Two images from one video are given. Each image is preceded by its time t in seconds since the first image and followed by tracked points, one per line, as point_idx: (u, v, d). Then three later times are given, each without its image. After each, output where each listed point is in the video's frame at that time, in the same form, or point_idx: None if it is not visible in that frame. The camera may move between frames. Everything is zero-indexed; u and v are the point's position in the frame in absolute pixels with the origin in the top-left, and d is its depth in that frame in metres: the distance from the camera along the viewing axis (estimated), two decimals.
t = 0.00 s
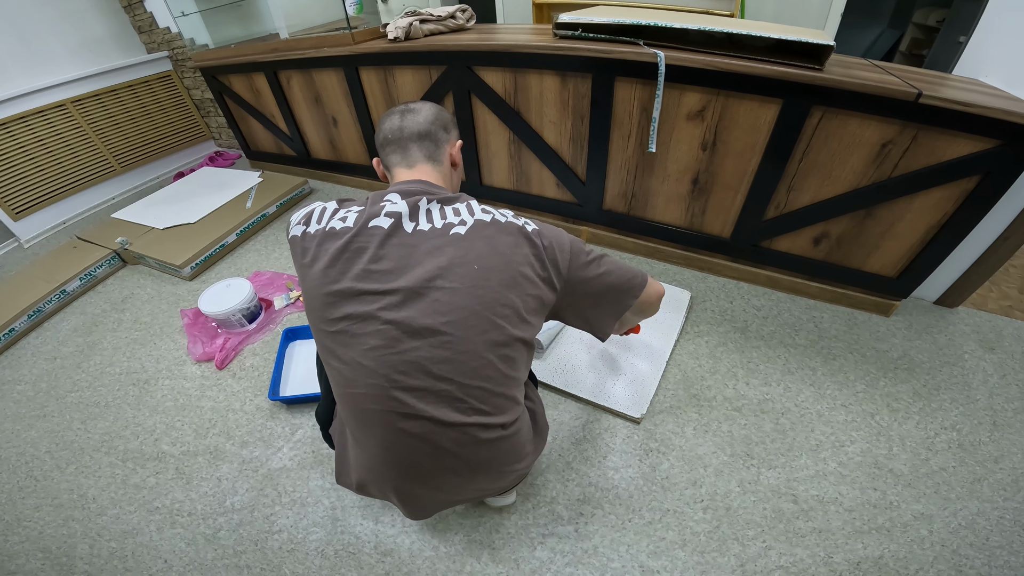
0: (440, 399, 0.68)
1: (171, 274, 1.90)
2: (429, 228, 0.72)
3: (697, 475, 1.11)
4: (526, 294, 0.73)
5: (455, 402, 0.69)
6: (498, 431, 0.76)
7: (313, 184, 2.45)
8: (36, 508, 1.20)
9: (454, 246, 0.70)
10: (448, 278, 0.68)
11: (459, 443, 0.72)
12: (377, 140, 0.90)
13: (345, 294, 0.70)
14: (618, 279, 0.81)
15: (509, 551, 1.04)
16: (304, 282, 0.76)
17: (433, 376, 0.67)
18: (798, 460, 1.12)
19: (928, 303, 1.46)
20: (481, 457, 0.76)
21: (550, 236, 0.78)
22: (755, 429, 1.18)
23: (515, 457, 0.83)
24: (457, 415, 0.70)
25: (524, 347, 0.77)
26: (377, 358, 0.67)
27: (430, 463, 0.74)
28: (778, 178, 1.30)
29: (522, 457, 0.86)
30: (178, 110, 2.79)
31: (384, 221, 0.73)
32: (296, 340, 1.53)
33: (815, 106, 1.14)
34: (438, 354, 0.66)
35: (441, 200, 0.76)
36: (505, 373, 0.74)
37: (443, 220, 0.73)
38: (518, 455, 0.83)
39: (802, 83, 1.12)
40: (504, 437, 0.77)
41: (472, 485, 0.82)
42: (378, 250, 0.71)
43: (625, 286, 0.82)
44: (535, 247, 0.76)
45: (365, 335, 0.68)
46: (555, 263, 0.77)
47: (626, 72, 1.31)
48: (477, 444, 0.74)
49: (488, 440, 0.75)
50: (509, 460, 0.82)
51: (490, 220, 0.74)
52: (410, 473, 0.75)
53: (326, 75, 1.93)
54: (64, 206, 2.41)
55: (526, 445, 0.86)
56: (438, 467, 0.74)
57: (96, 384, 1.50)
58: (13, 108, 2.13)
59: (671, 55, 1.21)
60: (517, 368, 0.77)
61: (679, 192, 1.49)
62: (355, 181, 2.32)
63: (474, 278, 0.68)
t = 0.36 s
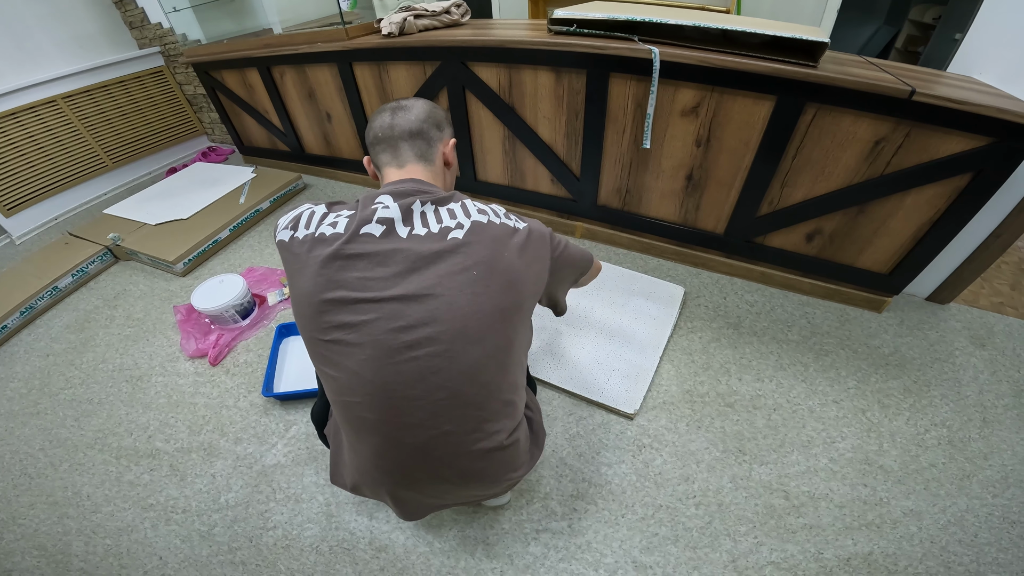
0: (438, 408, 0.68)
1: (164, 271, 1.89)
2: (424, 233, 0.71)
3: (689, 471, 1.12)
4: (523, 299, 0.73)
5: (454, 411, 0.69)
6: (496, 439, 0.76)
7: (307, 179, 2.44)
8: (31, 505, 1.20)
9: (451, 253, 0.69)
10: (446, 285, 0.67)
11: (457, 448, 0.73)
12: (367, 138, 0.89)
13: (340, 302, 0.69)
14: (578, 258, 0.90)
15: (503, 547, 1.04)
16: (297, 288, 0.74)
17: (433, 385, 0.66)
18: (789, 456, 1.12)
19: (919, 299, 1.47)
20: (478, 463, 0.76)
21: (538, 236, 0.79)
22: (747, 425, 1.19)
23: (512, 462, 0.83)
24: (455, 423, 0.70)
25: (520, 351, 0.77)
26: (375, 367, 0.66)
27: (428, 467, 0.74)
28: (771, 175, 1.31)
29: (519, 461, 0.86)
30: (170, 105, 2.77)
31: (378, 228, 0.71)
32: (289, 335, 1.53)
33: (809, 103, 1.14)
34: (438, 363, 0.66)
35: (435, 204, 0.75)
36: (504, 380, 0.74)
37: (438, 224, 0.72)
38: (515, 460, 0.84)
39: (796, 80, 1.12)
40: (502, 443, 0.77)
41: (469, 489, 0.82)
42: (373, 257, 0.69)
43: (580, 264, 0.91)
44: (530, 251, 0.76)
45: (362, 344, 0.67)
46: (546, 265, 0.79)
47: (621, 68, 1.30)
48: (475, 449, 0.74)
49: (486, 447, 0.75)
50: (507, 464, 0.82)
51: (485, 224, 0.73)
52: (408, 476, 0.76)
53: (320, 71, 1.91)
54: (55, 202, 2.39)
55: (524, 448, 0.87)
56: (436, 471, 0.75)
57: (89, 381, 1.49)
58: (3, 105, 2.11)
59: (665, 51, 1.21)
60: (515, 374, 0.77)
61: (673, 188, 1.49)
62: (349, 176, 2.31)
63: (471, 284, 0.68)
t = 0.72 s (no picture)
0: (417, 411, 0.68)
1: (155, 268, 1.88)
2: (401, 232, 0.70)
3: (683, 467, 1.11)
4: (505, 296, 0.71)
5: (434, 414, 0.69)
6: (479, 440, 0.75)
7: (301, 175, 2.43)
8: (22, 503, 1.19)
9: (429, 252, 0.68)
10: (423, 286, 0.66)
11: (439, 450, 0.73)
12: (351, 129, 0.88)
13: (316, 305, 0.69)
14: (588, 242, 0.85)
15: (496, 543, 1.04)
16: (276, 290, 0.74)
17: (410, 388, 0.66)
18: (783, 452, 1.12)
19: (913, 294, 1.47)
20: (462, 464, 0.76)
21: (524, 228, 0.77)
22: (741, 420, 1.18)
23: (499, 462, 0.83)
24: (435, 426, 0.70)
25: (506, 350, 0.75)
26: (351, 371, 0.66)
27: (410, 469, 0.75)
28: (764, 169, 1.30)
29: (508, 461, 0.85)
30: (161, 102, 2.76)
31: (352, 227, 0.70)
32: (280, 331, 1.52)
33: (802, 97, 1.14)
34: (415, 366, 0.65)
35: (413, 201, 0.74)
36: (487, 382, 0.73)
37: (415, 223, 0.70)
38: (502, 460, 0.83)
39: (789, 74, 1.11)
40: (486, 445, 0.77)
41: (455, 489, 0.82)
42: (347, 258, 0.68)
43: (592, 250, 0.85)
44: (513, 245, 0.74)
45: (338, 348, 0.67)
46: (532, 258, 0.76)
47: (613, 62, 1.30)
48: (458, 451, 0.74)
49: (469, 448, 0.75)
50: (492, 465, 0.82)
51: (464, 220, 0.71)
52: (391, 477, 0.76)
53: (312, 66, 1.90)
54: (46, 200, 2.38)
55: (513, 448, 0.86)
56: (419, 472, 0.75)
57: (80, 378, 1.48)
58: None
59: (658, 45, 1.20)
60: (500, 375, 0.76)
61: (667, 183, 1.49)
62: (343, 172, 2.30)
63: (447, 284, 0.66)
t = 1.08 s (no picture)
0: (393, 413, 0.67)
1: (153, 266, 1.87)
2: (386, 233, 0.69)
3: (683, 464, 1.11)
4: (487, 300, 0.70)
5: (410, 417, 0.68)
6: (459, 443, 0.74)
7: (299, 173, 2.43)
8: (20, 503, 1.18)
9: (412, 253, 0.67)
10: (402, 288, 0.65)
11: (418, 453, 0.72)
12: (350, 123, 0.88)
13: (297, 303, 0.68)
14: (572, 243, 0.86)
15: (496, 541, 1.03)
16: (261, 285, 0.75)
17: (386, 390, 0.66)
18: (783, 448, 1.12)
19: (912, 290, 1.47)
20: (442, 467, 0.76)
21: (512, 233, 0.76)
22: (740, 416, 1.18)
23: (483, 466, 0.82)
24: (412, 429, 0.69)
25: (490, 355, 0.74)
26: (329, 371, 0.66)
27: (389, 469, 0.74)
28: (763, 166, 1.30)
29: (493, 466, 0.84)
30: (158, 100, 2.75)
31: (337, 227, 0.70)
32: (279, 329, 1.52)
33: (801, 93, 1.14)
34: (391, 368, 0.65)
35: (401, 202, 0.73)
36: (468, 387, 0.72)
37: (399, 223, 0.70)
38: (487, 465, 0.82)
39: (788, 71, 1.11)
40: (468, 450, 0.76)
41: (439, 491, 0.82)
42: (329, 258, 0.68)
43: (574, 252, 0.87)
44: (499, 249, 0.72)
45: (316, 346, 0.67)
46: (517, 262, 0.75)
47: (612, 58, 1.29)
48: (437, 454, 0.73)
49: (448, 452, 0.74)
50: (475, 469, 0.80)
51: (449, 222, 0.70)
52: (371, 474, 0.76)
53: (310, 64, 1.90)
54: (43, 198, 2.36)
55: (498, 453, 0.84)
56: (398, 473, 0.75)
57: (78, 377, 1.47)
58: None
59: (657, 41, 1.20)
60: (483, 380, 0.75)
61: (666, 179, 1.49)
62: (341, 169, 2.29)
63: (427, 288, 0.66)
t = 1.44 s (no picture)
0: (348, 398, 0.66)
1: (150, 264, 1.86)
2: (358, 221, 0.69)
3: (682, 461, 1.11)
4: (454, 293, 0.70)
5: (365, 404, 0.67)
6: (418, 437, 0.72)
7: (297, 171, 2.42)
8: (18, 502, 1.18)
9: (380, 241, 0.67)
10: (365, 275, 0.65)
11: (374, 442, 0.70)
12: (343, 116, 0.88)
13: (269, 282, 0.70)
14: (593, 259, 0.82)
15: (495, 539, 1.03)
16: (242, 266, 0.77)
17: (342, 373, 0.65)
18: (782, 445, 1.12)
19: (911, 287, 1.47)
20: (399, 461, 0.74)
21: (490, 228, 0.74)
22: (739, 413, 1.18)
23: (445, 462, 0.80)
24: (367, 418, 0.68)
25: (456, 347, 0.73)
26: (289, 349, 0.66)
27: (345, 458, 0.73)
28: (762, 163, 1.30)
29: (459, 462, 0.82)
30: (155, 99, 2.74)
31: (314, 215, 0.71)
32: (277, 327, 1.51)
33: (800, 90, 1.14)
34: (349, 351, 0.64)
35: (380, 192, 0.73)
36: (429, 377, 0.71)
37: (372, 214, 0.70)
38: (449, 460, 0.80)
39: (787, 67, 1.11)
40: (426, 443, 0.74)
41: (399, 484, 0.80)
42: (302, 243, 0.69)
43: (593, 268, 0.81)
44: (472, 244, 0.71)
45: (281, 325, 0.67)
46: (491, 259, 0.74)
47: (611, 56, 1.29)
48: (394, 446, 0.71)
49: (405, 445, 0.72)
50: (437, 465, 0.78)
51: (419, 214, 0.70)
52: (329, 463, 0.75)
53: (307, 61, 1.89)
54: (39, 198, 2.35)
55: (464, 450, 0.82)
56: (354, 462, 0.74)
57: (75, 376, 1.47)
58: None
59: (656, 38, 1.19)
60: (447, 372, 0.73)
61: (665, 176, 1.49)
62: (339, 168, 2.29)
63: (392, 275, 0.65)
